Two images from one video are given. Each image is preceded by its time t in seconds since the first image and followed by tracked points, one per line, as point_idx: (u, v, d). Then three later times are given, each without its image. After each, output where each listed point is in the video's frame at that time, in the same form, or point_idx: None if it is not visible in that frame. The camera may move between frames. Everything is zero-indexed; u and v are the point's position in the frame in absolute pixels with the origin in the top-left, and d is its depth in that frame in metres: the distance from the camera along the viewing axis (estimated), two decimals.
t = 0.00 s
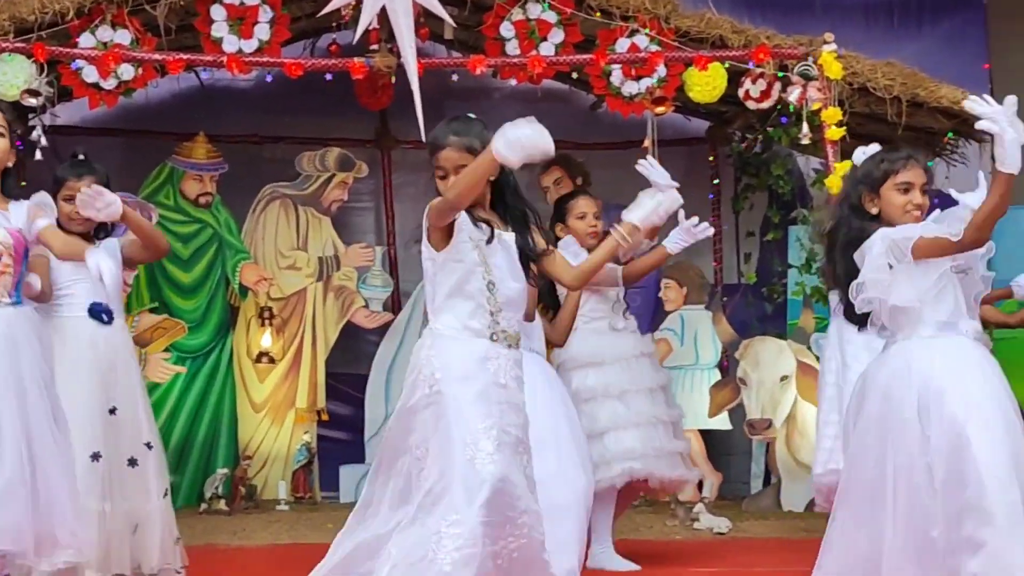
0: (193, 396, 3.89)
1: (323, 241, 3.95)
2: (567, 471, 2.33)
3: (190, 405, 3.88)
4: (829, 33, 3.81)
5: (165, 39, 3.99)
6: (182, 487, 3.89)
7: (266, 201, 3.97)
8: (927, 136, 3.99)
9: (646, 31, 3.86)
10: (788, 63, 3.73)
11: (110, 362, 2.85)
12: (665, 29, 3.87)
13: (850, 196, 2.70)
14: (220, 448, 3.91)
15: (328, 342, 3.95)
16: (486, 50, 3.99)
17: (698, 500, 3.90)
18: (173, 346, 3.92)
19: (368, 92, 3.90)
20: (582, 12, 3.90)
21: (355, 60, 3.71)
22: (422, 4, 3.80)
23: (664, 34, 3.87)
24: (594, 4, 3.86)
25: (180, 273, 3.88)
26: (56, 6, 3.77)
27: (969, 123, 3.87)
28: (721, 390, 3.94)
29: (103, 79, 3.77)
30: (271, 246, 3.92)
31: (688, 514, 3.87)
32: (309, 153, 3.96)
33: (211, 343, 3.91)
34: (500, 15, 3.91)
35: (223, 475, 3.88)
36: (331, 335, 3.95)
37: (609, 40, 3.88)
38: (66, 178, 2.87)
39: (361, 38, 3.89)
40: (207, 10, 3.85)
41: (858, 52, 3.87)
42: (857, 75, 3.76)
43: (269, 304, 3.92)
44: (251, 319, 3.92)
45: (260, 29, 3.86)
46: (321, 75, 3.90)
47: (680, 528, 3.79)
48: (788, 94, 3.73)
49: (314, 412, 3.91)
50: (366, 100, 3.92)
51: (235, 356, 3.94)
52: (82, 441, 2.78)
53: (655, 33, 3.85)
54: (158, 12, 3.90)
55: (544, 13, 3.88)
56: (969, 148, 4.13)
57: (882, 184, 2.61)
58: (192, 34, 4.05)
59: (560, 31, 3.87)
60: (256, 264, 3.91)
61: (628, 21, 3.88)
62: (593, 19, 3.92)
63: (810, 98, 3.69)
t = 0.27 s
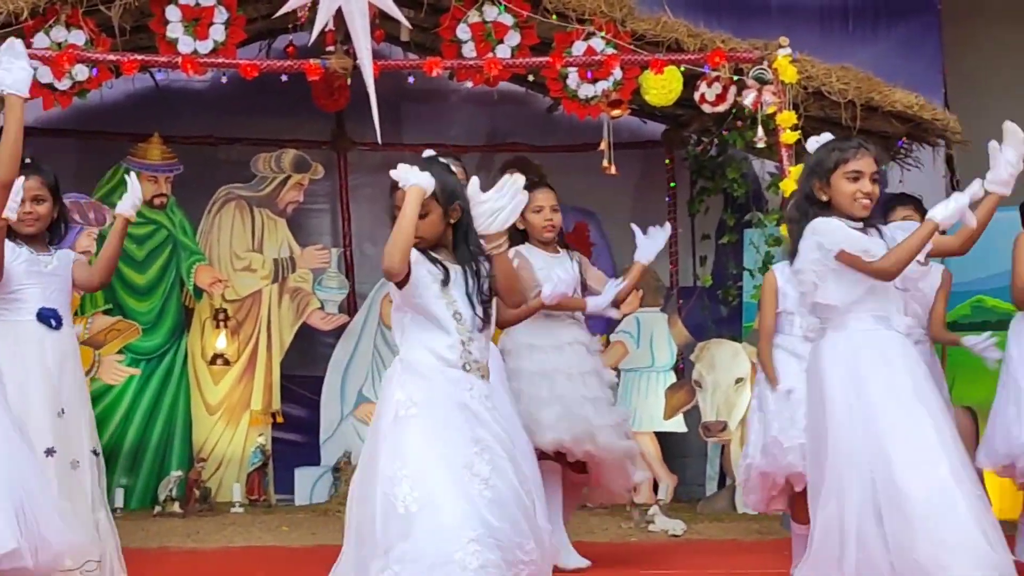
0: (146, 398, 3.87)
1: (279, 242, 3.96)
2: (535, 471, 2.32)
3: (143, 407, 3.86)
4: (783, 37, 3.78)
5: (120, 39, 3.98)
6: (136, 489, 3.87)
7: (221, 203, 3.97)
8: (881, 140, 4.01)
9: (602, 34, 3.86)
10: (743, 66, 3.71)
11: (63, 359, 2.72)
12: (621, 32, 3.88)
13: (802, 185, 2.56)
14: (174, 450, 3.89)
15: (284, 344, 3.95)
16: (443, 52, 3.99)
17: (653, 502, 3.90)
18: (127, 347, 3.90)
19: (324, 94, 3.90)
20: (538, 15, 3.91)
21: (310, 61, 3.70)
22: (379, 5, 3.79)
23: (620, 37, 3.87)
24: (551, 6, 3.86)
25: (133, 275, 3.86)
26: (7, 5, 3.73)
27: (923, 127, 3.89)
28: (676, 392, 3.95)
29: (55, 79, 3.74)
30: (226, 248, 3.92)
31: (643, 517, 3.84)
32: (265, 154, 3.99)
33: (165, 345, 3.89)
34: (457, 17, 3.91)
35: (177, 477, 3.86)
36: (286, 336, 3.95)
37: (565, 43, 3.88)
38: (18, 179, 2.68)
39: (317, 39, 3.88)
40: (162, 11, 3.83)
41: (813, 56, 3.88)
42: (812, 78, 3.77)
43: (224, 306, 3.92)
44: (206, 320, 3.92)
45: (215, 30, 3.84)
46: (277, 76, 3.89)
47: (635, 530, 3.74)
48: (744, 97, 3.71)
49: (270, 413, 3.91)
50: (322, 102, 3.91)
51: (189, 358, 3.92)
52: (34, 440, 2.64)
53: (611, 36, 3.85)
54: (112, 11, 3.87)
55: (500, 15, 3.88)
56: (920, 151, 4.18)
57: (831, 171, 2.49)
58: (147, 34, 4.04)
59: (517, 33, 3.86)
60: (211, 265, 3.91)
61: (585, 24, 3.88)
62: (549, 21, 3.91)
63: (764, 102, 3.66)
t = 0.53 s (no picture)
0: (110, 400, 3.86)
1: (242, 243, 3.94)
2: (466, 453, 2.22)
3: (107, 408, 3.85)
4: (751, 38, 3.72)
5: (84, 40, 3.96)
6: (99, 491, 3.87)
7: (184, 203, 3.95)
8: (845, 142, 4.02)
9: (566, 35, 3.86)
10: (708, 68, 3.67)
11: (24, 369, 2.67)
12: (586, 33, 3.88)
13: (750, 175, 2.59)
14: (138, 451, 3.89)
15: (246, 345, 3.95)
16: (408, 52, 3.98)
17: (618, 503, 3.95)
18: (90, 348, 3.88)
19: (290, 94, 3.88)
20: (502, 16, 3.91)
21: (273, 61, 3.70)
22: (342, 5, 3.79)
23: (584, 38, 3.87)
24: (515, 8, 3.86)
25: (95, 276, 3.84)
26: None
27: (886, 129, 3.91)
28: (641, 393, 3.92)
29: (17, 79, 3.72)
30: (189, 249, 3.91)
31: (607, 518, 3.85)
32: (229, 154, 3.95)
33: (128, 346, 3.88)
34: (422, 18, 3.91)
35: (140, 478, 3.85)
36: (251, 337, 3.95)
37: (530, 45, 3.88)
38: None
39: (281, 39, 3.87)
40: (126, 11, 3.82)
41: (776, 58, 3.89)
42: (776, 81, 3.77)
43: (187, 307, 3.91)
44: (169, 321, 3.91)
45: (178, 30, 3.83)
46: (241, 76, 3.88)
47: (600, 531, 3.74)
48: (708, 99, 3.66)
49: (232, 414, 3.90)
50: (286, 102, 3.91)
51: (152, 358, 3.92)
52: None
53: (575, 37, 3.85)
54: (76, 11, 3.86)
55: (465, 16, 3.88)
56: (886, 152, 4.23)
57: (780, 164, 2.51)
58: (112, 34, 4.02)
59: (481, 34, 3.86)
60: (174, 266, 3.90)
61: (549, 26, 3.88)
62: (515, 22, 3.91)
63: (729, 104, 3.60)
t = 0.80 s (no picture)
0: (71, 400, 3.84)
1: (205, 242, 3.94)
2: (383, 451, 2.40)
3: (68, 408, 3.84)
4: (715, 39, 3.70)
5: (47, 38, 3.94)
6: (60, 490, 3.84)
7: (147, 202, 3.95)
8: (809, 142, 4.02)
9: (530, 35, 3.86)
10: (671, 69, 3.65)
11: None
12: (550, 33, 3.88)
13: (704, 223, 2.59)
14: (100, 449, 3.87)
15: (210, 343, 3.96)
16: (372, 52, 3.97)
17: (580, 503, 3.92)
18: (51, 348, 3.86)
19: (254, 93, 3.88)
20: (467, 16, 3.91)
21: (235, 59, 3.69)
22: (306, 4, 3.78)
23: (548, 38, 3.87)
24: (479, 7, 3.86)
25: (57, 274, 3.83)
26: None
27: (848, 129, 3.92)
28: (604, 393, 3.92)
29: None
30: (152, 248, 3.91)
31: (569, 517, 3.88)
32: (190, 153, 3.94)
33: (90, 345, 3.87)
34: (386, 18, 3.90)
35: (102, 477, 3.83)
36: (213, 336, 3.97)
37: (494, 44, 3.86)
38: None
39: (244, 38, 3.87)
40: (88, 9, 3.79)
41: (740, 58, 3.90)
42: (739, 81, 3.76)
43: (150, 306, 3.91)
44: (131, 320, 3.91)
45: (141, 28, 3.81)
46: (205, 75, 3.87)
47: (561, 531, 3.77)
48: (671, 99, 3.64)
49: (195, 413, 3.89)
50: (250, 101, 3.91)
51: (115, 357, 3.92)
52: None
53: (539, 37, 3.85)
54: (37, 9, 3.84)
55: (429, 15, 3.87)
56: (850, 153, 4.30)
57: (735, 211, 2.51)
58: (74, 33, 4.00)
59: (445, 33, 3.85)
60: (136, 264, 3.89)
61: (513, 25, 3.88)
62: (479, 22, 3.91)
63: (691, 104, 3.58)
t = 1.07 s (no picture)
0: (26, 398, 3.83)
1: (160, 241, 3.95)
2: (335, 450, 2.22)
3: (22, 406, 3.83)
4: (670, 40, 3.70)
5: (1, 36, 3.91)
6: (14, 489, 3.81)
7: (101, 201, 3.95)
8: (765, 142, 4.03)
9: (487, 34, 3.86)
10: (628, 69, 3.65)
11: None
12: (506, 33, 3.88)
13: (677, 197, 2.59)
14: (55, 447, 3.85)
15: (165, 341, 3.96)
16: (330, 50, 3.97)
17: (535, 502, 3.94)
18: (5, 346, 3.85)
19: (210, 91, 3.87)
20: (423, 14, 3.90)
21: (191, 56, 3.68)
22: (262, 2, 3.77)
23: (505, 38, 3.87)
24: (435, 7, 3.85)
25: (10, 273, 3.82)
26: None
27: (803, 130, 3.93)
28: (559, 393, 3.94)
29: None
30: (106, 246, 3.91)
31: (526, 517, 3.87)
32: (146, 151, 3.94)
33: (44, 343, 3.86)
34: (343, 16, 3.89)
35: (56, 476, 3.82)
36: (168, 334, 3.97)
37: (451, 43, 3.86)
38: None
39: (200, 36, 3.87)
40: (43, 6, 3.77)
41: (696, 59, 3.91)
42: (695, 80, 3.77)
43: (105, 304, 3.91)
44: (86, 319, 3.91)
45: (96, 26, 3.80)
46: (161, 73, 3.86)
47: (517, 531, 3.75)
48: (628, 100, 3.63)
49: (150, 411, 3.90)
50: (206, 99, 3.90)
51: (69, 356, 3.91)
52: None
53: (497, 36, 3.84)
54: None
55: (386, 14, 3.86)
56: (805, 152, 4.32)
57: (710, 190, 2.53)
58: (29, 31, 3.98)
59: (402, 32, 3.84)
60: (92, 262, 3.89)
61: (470, 25, 3.88)
62: (436, 21, 3.90)
63: (649, 104, 3.57)
